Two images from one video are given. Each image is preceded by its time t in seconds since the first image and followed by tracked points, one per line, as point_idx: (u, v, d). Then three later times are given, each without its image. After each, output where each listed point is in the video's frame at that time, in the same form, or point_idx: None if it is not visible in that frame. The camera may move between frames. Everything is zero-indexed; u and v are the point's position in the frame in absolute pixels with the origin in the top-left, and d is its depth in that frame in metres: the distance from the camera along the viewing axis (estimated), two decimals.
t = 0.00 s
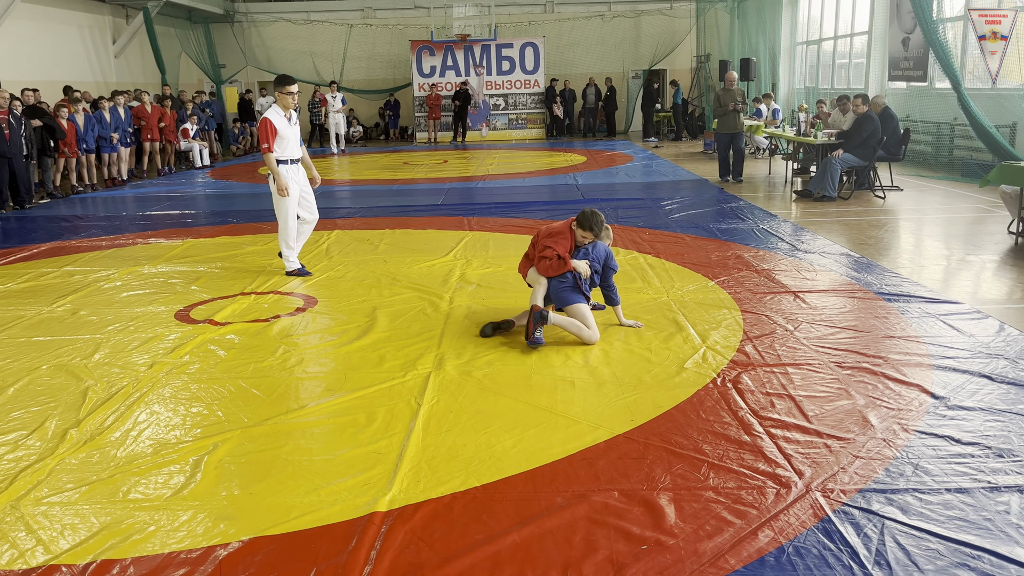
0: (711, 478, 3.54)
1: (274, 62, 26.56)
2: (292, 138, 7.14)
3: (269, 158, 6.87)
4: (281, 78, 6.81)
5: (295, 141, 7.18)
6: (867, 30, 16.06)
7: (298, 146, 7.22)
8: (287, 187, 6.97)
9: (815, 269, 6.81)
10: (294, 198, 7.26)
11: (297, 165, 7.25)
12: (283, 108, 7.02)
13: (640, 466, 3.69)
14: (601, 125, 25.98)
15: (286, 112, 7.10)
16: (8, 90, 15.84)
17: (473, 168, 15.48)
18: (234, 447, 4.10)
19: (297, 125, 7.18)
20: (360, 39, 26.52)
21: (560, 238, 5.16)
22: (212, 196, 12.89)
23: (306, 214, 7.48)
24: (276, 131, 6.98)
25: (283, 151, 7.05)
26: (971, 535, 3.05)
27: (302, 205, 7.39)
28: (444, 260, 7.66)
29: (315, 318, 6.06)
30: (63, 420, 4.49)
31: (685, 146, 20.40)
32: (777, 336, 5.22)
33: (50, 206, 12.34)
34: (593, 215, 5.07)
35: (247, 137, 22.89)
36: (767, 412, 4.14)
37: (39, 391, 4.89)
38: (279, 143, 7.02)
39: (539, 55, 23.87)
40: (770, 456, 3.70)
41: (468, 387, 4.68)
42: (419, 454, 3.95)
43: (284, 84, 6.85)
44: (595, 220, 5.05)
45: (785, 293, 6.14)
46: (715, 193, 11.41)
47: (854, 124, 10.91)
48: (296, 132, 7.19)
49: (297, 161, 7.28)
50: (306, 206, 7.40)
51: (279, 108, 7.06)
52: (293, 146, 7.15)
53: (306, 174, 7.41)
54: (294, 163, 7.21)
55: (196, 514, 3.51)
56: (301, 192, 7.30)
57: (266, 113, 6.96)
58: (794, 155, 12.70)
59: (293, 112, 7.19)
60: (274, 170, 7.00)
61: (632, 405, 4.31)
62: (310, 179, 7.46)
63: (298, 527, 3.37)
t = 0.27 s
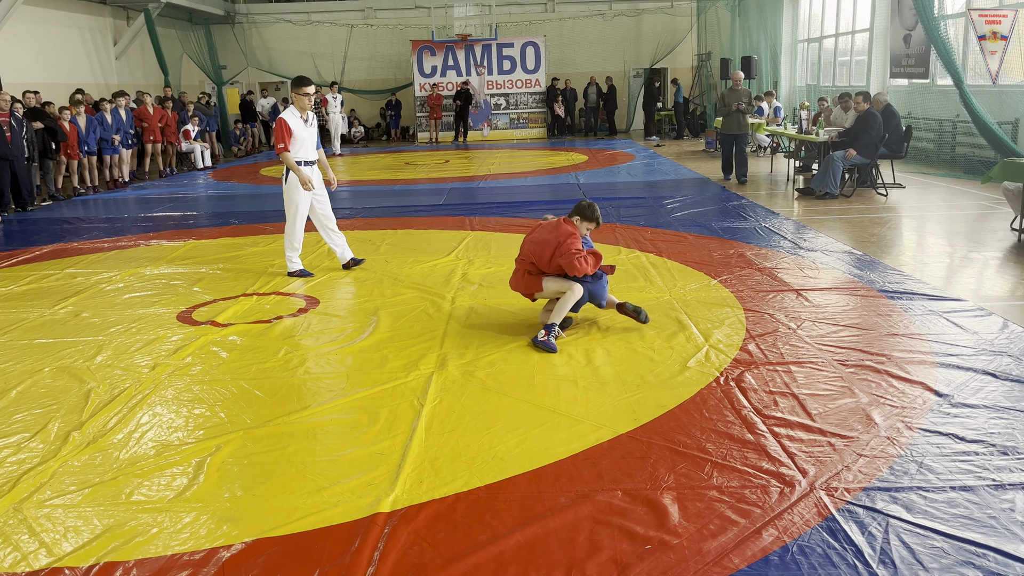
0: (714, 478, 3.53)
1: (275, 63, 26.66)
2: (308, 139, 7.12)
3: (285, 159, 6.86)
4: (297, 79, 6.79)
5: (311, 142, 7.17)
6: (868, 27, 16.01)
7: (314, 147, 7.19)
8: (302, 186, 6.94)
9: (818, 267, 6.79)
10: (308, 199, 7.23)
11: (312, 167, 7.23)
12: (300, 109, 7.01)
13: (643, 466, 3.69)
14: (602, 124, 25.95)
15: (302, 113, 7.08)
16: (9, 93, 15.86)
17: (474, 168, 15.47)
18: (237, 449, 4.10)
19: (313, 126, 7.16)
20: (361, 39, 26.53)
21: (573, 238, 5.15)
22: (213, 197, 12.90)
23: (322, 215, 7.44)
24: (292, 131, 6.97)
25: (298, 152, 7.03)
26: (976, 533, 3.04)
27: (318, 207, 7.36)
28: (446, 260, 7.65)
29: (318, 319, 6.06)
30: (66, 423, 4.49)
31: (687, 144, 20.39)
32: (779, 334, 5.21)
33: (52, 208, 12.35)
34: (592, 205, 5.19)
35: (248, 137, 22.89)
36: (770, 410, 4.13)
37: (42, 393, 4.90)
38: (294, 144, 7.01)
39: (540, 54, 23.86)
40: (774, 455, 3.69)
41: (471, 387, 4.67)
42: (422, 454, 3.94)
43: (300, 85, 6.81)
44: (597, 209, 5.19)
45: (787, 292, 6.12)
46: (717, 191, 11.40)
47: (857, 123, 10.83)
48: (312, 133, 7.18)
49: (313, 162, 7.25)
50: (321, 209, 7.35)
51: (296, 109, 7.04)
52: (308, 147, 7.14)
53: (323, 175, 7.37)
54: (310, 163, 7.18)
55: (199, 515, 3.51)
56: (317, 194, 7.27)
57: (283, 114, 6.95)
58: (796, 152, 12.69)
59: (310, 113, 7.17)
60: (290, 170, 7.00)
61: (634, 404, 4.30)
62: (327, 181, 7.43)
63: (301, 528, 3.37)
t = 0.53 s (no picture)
0: (715, 477, 3.53)
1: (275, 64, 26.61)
2: (326, 139, 7.11)
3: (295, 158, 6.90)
4: (319, 78, 6.77)
5: (330, 141, 7.15)
6: (868, 25, 15.99)
7: (333, 147, 7.17)
8: (309, 186, 6.98)
9: (818, 266, 6.79)
10: (325, 199, 7.22)
11: (331, 166, 7.21)
12: (318, 109, 7.01)
13: (643, 465, 3.68)
14: (601, 124, 25.91)
15: (322, 113, 7.08)
16: (8, 95, 15.86)
17: (473, 168, 15.47)
18: (236, 450, 4.10)
19: (333, 127, 7.15)
20: (361, 40, 26.57)
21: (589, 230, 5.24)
22: (213, 198, 12.91)
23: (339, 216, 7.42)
24: (309, 131, 7.00)
25: (312, 151, 7.04)
26: (977, 532, 3.03)
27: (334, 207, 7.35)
28: (446, 260, 7.65)
29: (317, 320, 6.06)
30: (65, 424, 4.49)
31: (686, 143, 20.37)
32: (779, 333, 5.21)
33: (52, 210, 12.36)
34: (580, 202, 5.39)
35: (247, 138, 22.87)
36: (771, 409, 4.12)
37: (41, 395, 4.90)
38: (309, 143, 7.03)
39: (539, 54, 23.84)
40: (774, 454, 3.68)
41: (470, 387, 4.67)
42: (422, 455, 3.94)
43: (320, 85, 6.78)
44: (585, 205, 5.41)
45: (787, 290, 6.12)
46: (716, 190, 11.39)
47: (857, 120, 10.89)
48: (333, 133, 7.16)
49: (331, 162, 7.22)
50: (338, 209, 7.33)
51: (316, 109, 7.05)
52: (326, 147, 7.13)
53: (343, 176, 7.33)
54: (327, 163, 7.17)
55: (199, 517, 3.51)
56: (332, 195, 7.24)
57: (301, 113, 6.99)
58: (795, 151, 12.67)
59: (332, 113, 7.15)
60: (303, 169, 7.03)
61: (634, 404, 4.30)
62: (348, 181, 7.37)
63: (300, 529, 3.36)
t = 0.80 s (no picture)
0: (713, 476, 3.53)
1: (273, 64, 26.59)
2: (336, 137, 7.10)
3: (304, 155, 6.90)
4: (330, 77, 6.74)
5: (341, 140, 7.13)
6: (866, 24, 16.02)
7: (343, 145, 7.16)
8: (313, 185, 7.00)
9: (817, 264, 6.79)
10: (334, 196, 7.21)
11: (340, 165, 7.19)
12: (329, 108, 7.01)
13: (642, 464, 3.68)
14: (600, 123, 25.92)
15: (333, 112, 7.08)
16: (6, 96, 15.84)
17: (472, 167, 15.47)
18: (235, 451, 4.09)
19: (344, 126, 7.14)
20: (359, 40, 26.57)
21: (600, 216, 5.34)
22: (212, 199, 12.91)
23: (346, 214, 7.39)
24: (317, 129, 7.00)
25: (321, 149, 7.03)
26: (976, 530, 3.03)
27: (341, 204, 7.35)
28: (444, 260, 7.65)
29: (316, 320, 6.05)
30: (64, 425, 4.48)
31: (685, 142, 20.41)
32: (778, 332, 5.20)
33: (50, 211, 12.35)
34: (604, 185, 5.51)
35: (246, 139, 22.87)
36: (770, 408, 4.12)
37: (40, 396, 4.89)
38: (317, 141, 7.03)
39: (537, 53, 23.84)
40: (773, 452, 3.68)
41: (469, 386, 4.67)
42: (421, 455, 3.93)
43: (332, 83, 6.78)
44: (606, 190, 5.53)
45: (786, 289, 6.12)
46: (715, 189, 11.40)
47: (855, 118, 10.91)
48: (343, 131, 7.14)
49: (341, 160, 7.20)
50: (344, 206, 7.32)
51: (327, 108, 7.06)
52: (336, 145, 7.11)
53: (352, 175, 7.31)
54: (337, 162, 7.15)
55: (198, 518, 3.50)
56: (340, 193, 7.22)
57: (311, 111, 7.00)
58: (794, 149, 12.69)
59: (344, 112, 7.13)
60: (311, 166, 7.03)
61: (633, 403, 4.29)
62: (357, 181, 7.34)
63: (298, 530, 3.36)
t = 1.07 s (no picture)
0: (711, 474, 3.53)
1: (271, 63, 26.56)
2: (339, 137, 7.09)
3: (307, 154, 6.90)
4: (334, 76, 6.74)
5: (343, 139, 7.13)
6: (864, 22, 15.99)
7: (347, 145, 7.15)
8: (315, 184, 6.99)
9: (815, 263, 6.79)
10: (336, 195, 7.22)
11: (343, 165, 7.18)
12: (333, 107, 7.01)
13: (641, 463, 3.68)
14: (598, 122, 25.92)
15: (336, 112, 7.07)
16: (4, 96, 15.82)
17: (470, 166, 15.47)
18: (233, 451, 4.09)
19: (347, 125, 7.13)
20: (357, 39, 26.53)
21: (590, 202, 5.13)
22: (210, 198, 12.91)
23: (346, 213, 7.39)
24: (320, 128, 7.00)
25: (324, 148, 7.03)
26: (973, 528, 3.03)
27: (342, 204, 7.34)
28: (442, 259, 7.64)
29: (315, 320, 6.05)
30: (62, 426, 4.48)
31: (684, 140, 20.42)
32: (777, 330, 5.21)
33: (48, 210, 12.34)
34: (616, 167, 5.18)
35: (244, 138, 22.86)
36: (768, 406, 4.13)
37: (38, 396, 4.89)
38: (320, 140, 7.03)
39: (536, 52, 23.83)
40: (771, 451, 3.68)
41: (468, 385, 4.67)
42: (420, 454, 3.94)
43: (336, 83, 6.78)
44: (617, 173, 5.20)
45: (784, 287, 6.12)
46: (713, 187, 11.40)
47: (853, 117, 10.89)
48: (346, 131, 7.13)
49: (344, 160, 7.19)
50: (345, 205, 7.32)
51: (331, 107, 7.05)
52: (339, 145, 7.10)
53: (354, 175, 7.30)
54: (340, 161, 7.14)
55: (197, 517, 3.50)
56: (341, 192, 7.22)
57: (315, 110, 7.00)
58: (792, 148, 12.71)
59: (347, 111, 7.12)
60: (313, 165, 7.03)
61: (631, 402, 4.30)
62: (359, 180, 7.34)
63: (297, 530, 3.35)
